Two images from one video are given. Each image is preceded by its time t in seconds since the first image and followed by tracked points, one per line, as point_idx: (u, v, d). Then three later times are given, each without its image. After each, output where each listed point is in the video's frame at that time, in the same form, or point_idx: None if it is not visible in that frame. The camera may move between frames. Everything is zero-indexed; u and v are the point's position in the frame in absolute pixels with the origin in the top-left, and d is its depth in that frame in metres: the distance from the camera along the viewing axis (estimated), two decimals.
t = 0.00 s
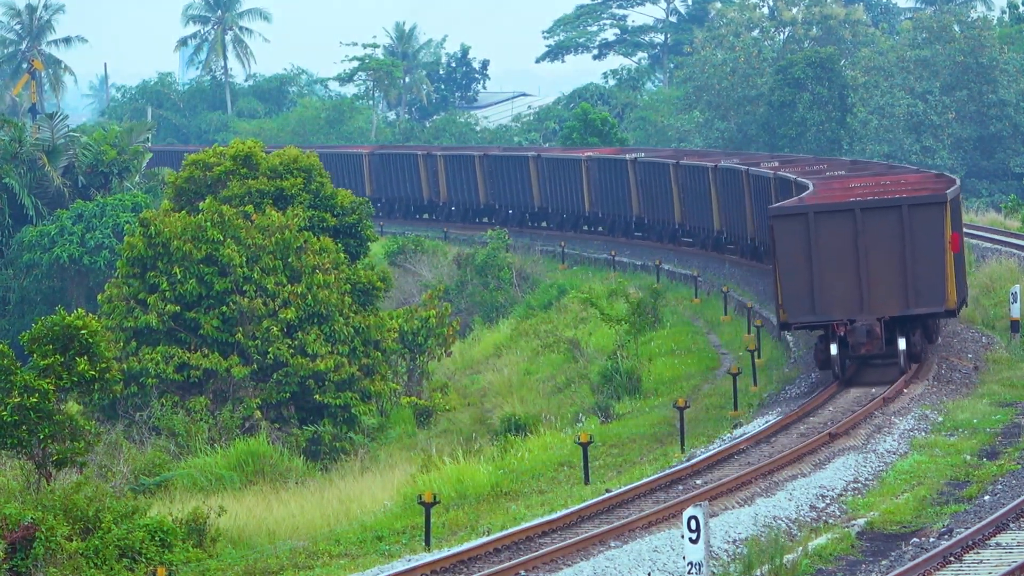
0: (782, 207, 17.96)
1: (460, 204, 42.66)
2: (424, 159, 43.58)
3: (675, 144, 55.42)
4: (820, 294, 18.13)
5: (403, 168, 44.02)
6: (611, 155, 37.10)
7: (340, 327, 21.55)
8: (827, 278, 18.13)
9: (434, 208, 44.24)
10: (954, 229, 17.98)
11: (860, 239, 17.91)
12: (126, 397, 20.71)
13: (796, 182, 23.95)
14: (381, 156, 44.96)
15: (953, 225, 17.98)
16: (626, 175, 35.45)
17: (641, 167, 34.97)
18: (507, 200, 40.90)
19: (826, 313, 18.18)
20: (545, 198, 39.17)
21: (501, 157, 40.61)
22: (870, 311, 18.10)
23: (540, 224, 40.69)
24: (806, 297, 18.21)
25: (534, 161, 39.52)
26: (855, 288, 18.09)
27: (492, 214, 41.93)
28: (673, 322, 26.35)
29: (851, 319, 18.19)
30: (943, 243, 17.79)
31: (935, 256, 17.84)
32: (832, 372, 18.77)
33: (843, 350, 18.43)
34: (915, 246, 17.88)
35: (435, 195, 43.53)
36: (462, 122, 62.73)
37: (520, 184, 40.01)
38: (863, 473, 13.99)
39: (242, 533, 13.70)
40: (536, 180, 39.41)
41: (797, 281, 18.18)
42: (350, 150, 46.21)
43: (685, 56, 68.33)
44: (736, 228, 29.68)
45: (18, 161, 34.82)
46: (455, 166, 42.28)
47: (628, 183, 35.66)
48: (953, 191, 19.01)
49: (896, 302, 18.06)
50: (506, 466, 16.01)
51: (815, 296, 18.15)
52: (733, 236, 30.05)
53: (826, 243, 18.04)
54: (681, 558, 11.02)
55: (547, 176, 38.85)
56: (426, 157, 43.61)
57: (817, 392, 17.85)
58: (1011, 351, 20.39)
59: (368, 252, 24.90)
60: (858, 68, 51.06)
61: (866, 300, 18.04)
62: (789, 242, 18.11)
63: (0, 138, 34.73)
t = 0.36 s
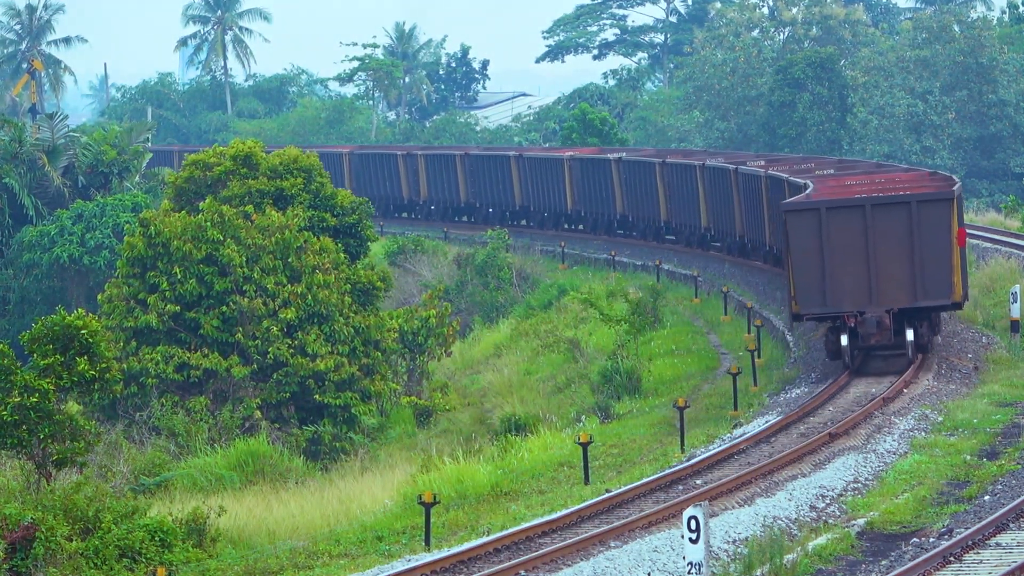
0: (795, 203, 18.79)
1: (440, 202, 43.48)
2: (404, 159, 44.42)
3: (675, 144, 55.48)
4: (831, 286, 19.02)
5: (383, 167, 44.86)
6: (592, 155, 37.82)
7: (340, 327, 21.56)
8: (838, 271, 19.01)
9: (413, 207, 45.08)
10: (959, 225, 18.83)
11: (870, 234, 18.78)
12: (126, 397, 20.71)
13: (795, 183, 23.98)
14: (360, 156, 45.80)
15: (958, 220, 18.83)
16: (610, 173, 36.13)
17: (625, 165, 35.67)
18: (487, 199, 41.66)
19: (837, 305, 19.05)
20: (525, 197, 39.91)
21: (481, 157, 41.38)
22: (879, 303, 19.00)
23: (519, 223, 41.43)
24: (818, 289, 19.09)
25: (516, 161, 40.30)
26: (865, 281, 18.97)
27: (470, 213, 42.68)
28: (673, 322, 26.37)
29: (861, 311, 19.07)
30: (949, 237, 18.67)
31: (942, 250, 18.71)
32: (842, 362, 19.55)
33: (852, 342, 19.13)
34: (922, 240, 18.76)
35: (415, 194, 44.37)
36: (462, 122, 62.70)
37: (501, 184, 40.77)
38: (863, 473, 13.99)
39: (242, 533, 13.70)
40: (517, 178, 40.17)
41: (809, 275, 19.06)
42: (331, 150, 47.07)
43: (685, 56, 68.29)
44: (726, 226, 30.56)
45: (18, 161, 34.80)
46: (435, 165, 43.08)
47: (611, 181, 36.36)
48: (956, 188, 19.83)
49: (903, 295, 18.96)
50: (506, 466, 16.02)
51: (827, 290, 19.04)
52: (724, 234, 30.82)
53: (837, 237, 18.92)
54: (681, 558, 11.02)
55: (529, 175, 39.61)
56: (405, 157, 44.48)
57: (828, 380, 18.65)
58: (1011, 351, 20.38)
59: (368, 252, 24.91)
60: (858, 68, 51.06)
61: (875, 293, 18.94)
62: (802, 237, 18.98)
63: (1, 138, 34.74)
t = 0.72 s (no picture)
0: (804, 200, 19.33)
1: (419, 201, 44.30)
2: (384, 159, 45.27)
3: (675, 144, 55.53)
4: (839, 280, 19.48)
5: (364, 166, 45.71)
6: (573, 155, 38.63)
7: (340, 327, 21.57)
8: (846, 266, 19.47)
9: (392, 205, 45.89)
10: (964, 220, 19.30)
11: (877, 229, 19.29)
12: (126, 397, 20.71)
13: (796, 183, 23.96)
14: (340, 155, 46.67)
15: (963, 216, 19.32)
16: (593, 172, 37.08)
17: (609, 165, 36.58)
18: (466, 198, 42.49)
19: (845, 298, 19.50)
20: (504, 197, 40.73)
21: (459, 157, 42.24)
22: (886, 296, 19.44)
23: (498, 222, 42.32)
24: (827, 283, 19.55)
25: (496, 161, 41.08)
26: (873, 275, 19.43)
27: (449, 212, 43.58)
28: (673, 322, 26.40)
29: (868, 304, 19.52)
30: (954, 232, 19.17)
31: (947, 244, 19.19)
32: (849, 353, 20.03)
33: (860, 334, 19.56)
34: (928, 234, 19.25)
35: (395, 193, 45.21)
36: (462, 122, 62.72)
37: (480, 183, 41.56)
38: (863, 473, 13.98)
39: (241, 533, 13.71)
40: (496, 178, 40.98)
41: (818, 269, 19.54)
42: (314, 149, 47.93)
43: (686, 56, 68.25)
44: (713, 225, 31.64)
45: (18, 161, 34.79)
46: (414, 164, 43.89)
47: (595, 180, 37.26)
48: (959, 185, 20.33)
49: (910, 288, 19.41)
50: (506, 466, 16.02)
51: (836, 282, 19.49)
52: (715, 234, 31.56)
53: (845, 232, 19.42)
54: (681, 558, 11.02)
55: (509, 174, 40.39)
56: (385, 156, 45.30)
57: (838, 371, 19.11)
58: (1011, 351, 20.37)
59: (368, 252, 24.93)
60: (858, 68, 51.05)
61: (883, 286, 19.38)
62: (811, 233, 19.49)
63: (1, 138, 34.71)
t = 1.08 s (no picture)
0: (813, 196, 19.78)
1: (399, 200, 45.20)
2: (365, 158, 46.20)
3: (675, 144, 55.53)
4: (846, 274, 20.00)
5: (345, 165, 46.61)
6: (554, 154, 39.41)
7: (340, 327, 21.57)
8: (852, 260, 19.99)
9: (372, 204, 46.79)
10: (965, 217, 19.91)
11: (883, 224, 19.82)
12: (126, 397, 20.71)
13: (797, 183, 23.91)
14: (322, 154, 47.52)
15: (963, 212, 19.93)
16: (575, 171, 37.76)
17: (591, 163, 37.29)
18: (446, 197, 43.38)
19: (851, 290, 20.02)
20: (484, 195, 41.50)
21: (439, 156, 43.12)
22: (891, 289, 19.98)
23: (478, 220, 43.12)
24: (834, 276, 20.07)
25: (476, 160, 41.89)
26: (878, 269, 19.98)
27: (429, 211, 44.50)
28: (673, 322, 26.40)
29: (873, 297, 20.06)
30: (956, 228, 19.77)
31: (950, 240, 19.80)
32: (854, 345, 20.49)
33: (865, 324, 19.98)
34: (930, 230, 19.84)
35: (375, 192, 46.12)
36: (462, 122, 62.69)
37: (460, 182, 42.41)
38: (863, 473, 13.98)
39: (241, 533, 13.72)
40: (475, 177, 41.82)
41: (825, 262, 20.04)
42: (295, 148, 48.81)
43: (686, 56, 68.23)
44: (705, 224, 32.01)
45: (18, 161, 34.75)
46: (395, 164, 44.78)
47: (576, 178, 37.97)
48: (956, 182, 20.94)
49: (913, 282, 19.99)
50: (506, 466, 16.02)
51: (842, 276, 20.00)
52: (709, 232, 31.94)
53: (851, 226, 19.93)
54: (681, 558, 11.02)
55: (489, 173, 41.18)
56: (365, 155, 46.31)
57: (845, 362, 19.56)
58: (1011, 351, 20.37)
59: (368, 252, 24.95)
60: (858, 68, 51.06)
61: (887, 279, 19.93)
62: (819, 227, 19.97)
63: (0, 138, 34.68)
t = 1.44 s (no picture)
0: (817, 194, 20.54)
1: (379, 198, 46.00)
2: (345, 157, 47.02)
3: (675, 144, 55.54)
4: (850, 268, 20.64)
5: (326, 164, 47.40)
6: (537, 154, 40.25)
7: (340, 327, 21.57)
8: (856, 255, 20.66)
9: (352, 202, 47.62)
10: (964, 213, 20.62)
11: (885, 220, 20.52)
12: (126, 397, 20.71)
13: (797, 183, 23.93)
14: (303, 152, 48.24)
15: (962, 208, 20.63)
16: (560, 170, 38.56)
17: (575, 162, 38.22)
18: (427, 196, 44.27)
19: (856, 283, 20.63)
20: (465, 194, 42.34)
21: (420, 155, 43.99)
22: (894, 283, 20.61)
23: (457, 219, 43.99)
24: (838, 271, 20.72)
25: (458, 160, 42.74)
26: (880, 264, 20.63)
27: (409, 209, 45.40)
28: (673, 322, 26.42)
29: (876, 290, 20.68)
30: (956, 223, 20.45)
31: (949, 234, 20.49)
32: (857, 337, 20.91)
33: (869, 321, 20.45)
34: (930, 226, 20.54)
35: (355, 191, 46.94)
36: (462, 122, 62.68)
37: (442, 181, 43.26)
38: (863, 473, 13.98)
39: (242, 533, 13.72)
40: (457, 176, 42.65)
41: (830, 258, 20.71)
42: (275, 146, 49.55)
43: (686, 56, 68.20)
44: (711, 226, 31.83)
45: (18, 161, 34.76)
46: (376, 162, 45.64)
47: (560, 176, 38.90)
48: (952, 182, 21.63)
49: (915, 276, 20.64)
50: (507, 466, 16.02)
51: (846, 269, 20.64)
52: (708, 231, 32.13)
53: (854, 223, 20.64)
54: (681, 558, 11.02)
55: (471, 172, 42.02)
56: (345, 154, 47.17)
57: (847, 355, 20.01)
58: (1011, 351, 20.37)
59: (368, 252, 24.97)
60: (858, 68, 51.05)
61: (891, 273, 20.57)
62: (824, 224, 20.67)
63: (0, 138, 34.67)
